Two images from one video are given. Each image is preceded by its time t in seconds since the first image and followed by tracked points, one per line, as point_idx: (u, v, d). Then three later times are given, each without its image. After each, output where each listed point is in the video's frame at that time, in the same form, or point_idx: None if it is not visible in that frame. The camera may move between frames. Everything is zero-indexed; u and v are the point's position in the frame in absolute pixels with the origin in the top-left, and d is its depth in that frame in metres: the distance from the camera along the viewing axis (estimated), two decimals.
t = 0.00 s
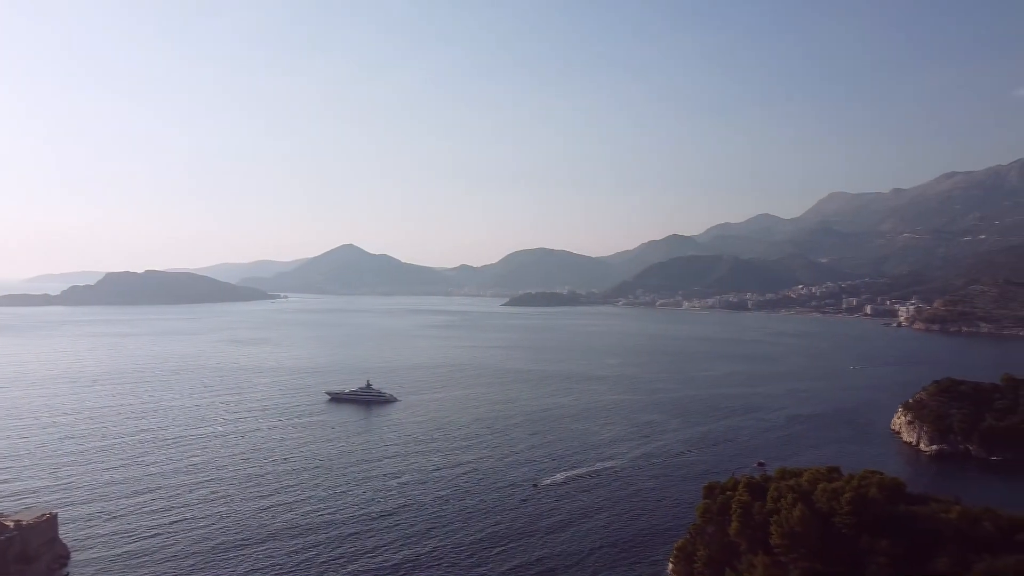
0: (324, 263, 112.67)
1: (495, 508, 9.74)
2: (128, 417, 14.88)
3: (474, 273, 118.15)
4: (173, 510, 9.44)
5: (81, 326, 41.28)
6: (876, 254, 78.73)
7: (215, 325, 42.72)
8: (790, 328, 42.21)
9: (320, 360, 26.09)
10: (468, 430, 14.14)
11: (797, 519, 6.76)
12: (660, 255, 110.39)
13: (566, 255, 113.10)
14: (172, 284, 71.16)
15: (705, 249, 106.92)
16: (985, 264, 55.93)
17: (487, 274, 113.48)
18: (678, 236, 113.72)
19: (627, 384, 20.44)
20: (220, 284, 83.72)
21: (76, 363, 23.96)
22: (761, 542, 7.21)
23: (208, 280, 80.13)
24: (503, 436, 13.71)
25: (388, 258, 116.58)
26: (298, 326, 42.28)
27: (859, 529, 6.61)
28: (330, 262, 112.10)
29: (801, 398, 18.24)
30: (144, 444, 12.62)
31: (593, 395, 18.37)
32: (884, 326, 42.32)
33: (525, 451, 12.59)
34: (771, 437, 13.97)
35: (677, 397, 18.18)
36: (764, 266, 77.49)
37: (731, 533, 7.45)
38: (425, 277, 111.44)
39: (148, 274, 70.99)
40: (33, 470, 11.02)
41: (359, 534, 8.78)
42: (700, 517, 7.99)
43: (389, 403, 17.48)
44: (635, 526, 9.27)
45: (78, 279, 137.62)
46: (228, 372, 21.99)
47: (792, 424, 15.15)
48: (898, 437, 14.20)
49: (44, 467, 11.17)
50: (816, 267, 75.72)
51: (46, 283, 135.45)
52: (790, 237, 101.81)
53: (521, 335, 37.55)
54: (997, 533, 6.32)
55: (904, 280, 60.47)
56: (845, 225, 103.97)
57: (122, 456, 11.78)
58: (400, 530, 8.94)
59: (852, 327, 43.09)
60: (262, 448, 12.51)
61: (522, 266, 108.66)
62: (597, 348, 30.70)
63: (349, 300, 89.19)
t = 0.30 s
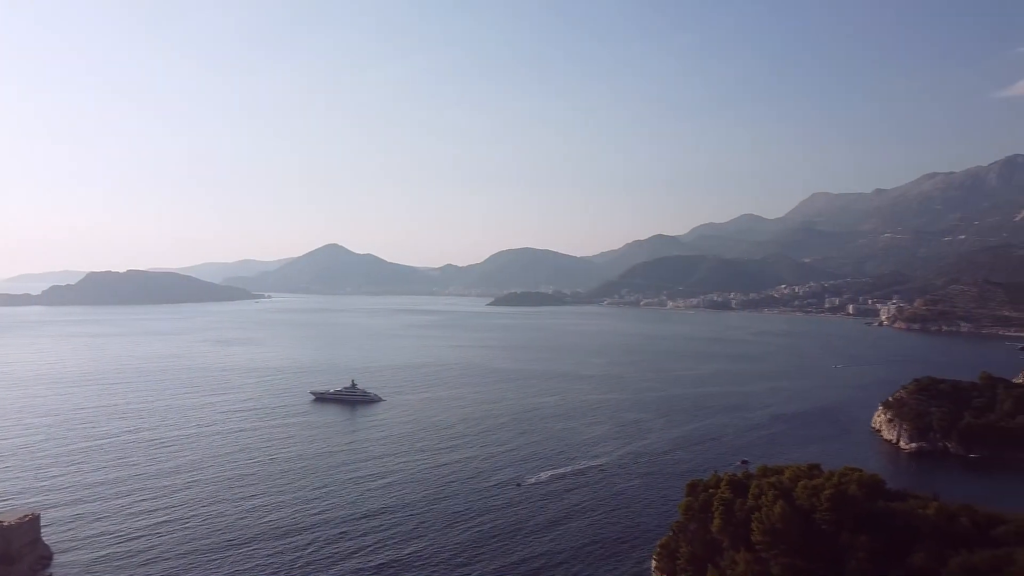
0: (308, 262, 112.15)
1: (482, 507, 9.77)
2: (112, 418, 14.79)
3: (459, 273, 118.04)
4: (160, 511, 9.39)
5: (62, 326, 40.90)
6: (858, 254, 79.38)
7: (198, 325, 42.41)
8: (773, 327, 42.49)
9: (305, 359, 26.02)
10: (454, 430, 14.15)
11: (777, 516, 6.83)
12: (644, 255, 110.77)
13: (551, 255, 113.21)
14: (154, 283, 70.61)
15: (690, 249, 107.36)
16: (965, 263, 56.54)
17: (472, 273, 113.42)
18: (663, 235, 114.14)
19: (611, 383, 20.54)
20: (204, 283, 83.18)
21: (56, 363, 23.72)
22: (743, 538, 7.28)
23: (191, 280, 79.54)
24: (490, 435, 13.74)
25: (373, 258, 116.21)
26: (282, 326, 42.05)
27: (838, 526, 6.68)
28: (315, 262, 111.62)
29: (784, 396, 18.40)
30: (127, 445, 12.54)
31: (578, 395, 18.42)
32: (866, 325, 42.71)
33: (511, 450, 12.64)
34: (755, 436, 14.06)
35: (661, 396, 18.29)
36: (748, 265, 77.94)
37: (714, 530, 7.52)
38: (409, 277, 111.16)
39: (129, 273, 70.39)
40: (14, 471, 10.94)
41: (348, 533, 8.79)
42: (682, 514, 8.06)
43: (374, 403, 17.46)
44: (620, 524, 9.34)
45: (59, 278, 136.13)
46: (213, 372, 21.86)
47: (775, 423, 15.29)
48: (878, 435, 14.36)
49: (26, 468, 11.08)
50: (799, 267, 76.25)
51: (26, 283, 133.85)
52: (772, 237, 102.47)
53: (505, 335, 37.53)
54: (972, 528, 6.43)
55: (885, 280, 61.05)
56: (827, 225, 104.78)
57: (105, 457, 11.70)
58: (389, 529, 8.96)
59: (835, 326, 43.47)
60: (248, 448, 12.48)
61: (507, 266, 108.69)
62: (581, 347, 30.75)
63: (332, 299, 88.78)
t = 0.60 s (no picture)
0: (292, 262, 111.65)
1: (468, 506, 9.81)
2: (95, 418, 14.70)
3: (444, 273, 117.85)
4: (144, 512, 9.35)
5: (43, 326, 40.50)
6: (841, 254, 80.00)
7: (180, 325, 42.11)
8: (756, 326, 42.76)
9: (289, 359, 25.93)
10: (439, 430, 14.15)
11: (759, 513, 6.91)
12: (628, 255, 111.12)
13: (536, 254, 113.29)
14: (136, 282, 70.07)
15: (674, 249, 107.80)
16: (945, 262, 57.14)
17: (457, 273, 113.35)
18: (647, 234, 114.53)
19: (596, 382, 20.61)
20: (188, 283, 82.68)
21: (38, 364, 23.49)
22: (725, 535, 7.34)
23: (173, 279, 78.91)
24: (475, 435, 13.77)
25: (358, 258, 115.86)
26: (266, 326, 41.86)
27: (819, 522, 6.77)
28: (299, 261, 111.10)
29: (767, 395, 18.55)
30: (110, 446, 12.45)
31: (563, 394, 18.48)
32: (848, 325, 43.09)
33: (496, 449, 12.67)
34: (739, 435, 14.16)
35: (646, 395, 18.39)
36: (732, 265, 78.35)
37: (696, 528, 7.58)
38: (395, 277, 110.91)
39: (111, 271, 69.79)
40: None
41: (334, 533, 8.79)
42: (666, 512, 8.12)
43: (360, 402, 17.43)
44: (605, 522, 9.40)
45: (40, 277, 134.71)
46: (196, 372, 21.76)
47: (759, 421, 15.41)
48: (860, 433, 14.48)
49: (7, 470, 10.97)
50: (783, 267, 76.77)
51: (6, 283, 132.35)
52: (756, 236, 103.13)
53: (491, 334, 37.55)
54: (950, 524, 6.54)
55: (867, 279, 61.59)
56: (810, 225, 105.58)
57: (88, 458, 11.60)
58: (375, 529, 8.96)
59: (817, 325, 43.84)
60: (233, 449, 12.43)
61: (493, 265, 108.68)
62: (566, 347, 30.83)
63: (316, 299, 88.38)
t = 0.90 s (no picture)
0: (276, 261, 111.03)
1: (455, 505, 9.84)
2: (77, 419, 14.59)
3: (429, 272, 117.63)
4: (127, 513, 9.30)
5: (25, 326, 40.12)
6: (824, 253, 80.58)
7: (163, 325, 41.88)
8: (740, 325, 43.04)
9: (272, 359, 25.79)
10: (423, 429, 14.15)
11: (740, 510, 6.99)
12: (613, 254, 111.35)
13: (521, 254, 113.29)
14: (118, 281, 69.51)
15: (658, 249, 108.15)
16: (926, 262, 57.69)
17: (442, 273, 113.20)
18: (632, 234, 114.83)
19: (580, 381, 20.72)
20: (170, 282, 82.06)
21: (18, 364, 23.28)
22: (708, 532, 7.40)
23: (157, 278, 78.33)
24: (461, 434, 13.79)
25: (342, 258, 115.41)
26: (250, 325, 41.67)
27: (799, 517, 6.87)
28: (283, 260, 110.52)
29: (749, 393, 18.71)
30: (92, 447, 12.36)
31: (547, 393, 18.51)
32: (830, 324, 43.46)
33: (482, 448, 12.70)
34: (722, 433, 14.25)
35: (630, 394, 18.50)
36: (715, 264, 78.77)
37: (680, 525, 7.63)
38: (379, 276, 110.61)
39: (93, 270, 69.17)
40: None
41: (320, 533, 8.79)
42: (649, 510, 8.18)
43: (344, 401, 17.41)
44: (591, 519, 9.49)
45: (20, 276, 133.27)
46: (179, 372, 21.60)
47: (741, 419, 15.56)
48: (841, 430, 14.62)
49: None
50: (766, 267, 77.24)
51: None
52: (739, 236, 103.71)
53: (476, 334, 37.57)
54: (927, 520, 6.66)
55: (850, 279, 62.12)
56: (793, 225, 106.33)
57: (70, 460, 11.49)
58: (361, 528, 8.96)
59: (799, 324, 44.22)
60: (217, 449, 12.37)
61: (478, 265, 108.61)
62: (550, 346, 30.91)
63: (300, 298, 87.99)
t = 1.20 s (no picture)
0: (259, 260, 110.37)
1: (443, 504, 9.85)
2: (59, 420, 14.46)
3: (413, 272, 117.36)
4: (112, 515, 9.23)
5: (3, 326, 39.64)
6: (807, 252, 81.16)
7: (146, 324, 41.54)
8: (723, 325, 43.29)
9: (256, 359, 25.67)
10: (409, 429, 14.16)
11: (723, 506, 7.05)
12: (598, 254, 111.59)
13: (506, 253, 113.24)
14: (97, 281, 68.79)
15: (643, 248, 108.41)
16: (907, 261, 58.23)
17: (427, 272, 112.95)
18: (616, 233, 115.10)
19: (565, 380, 20.77)
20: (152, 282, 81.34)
21: None
22: (690, 529, 7.46)
23: (139, 278, 77.63)
24: (446, 433, 13.80)
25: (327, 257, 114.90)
26: (233, 325, 41.42)
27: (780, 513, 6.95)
28: (266, 260, 109.92)
29: (732, 392, 18.85)
30: (75, 448, 12.24)
31: (532, 393, 18.56)
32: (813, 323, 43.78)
33: (467, 448, 12.71)
34: (706, 431, 14.34)
35: (614, 393, 18.59)
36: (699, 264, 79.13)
37: (662, 522, 7.69)
38: (363, 275, 110.20)
39: (72, 270, 68.41)
40: None
41: (307, 533, 8.76)
42: (632, 507, 8.23)
43: (327, 401, 17.36)
44: (576, 517, 9.55)
45: None
46: (160, 372, 21.45)
47: (723, 417, 15.68)
48: (823, 428, 14.75)
49: None
50: (750, 266, 77.72)
51: None
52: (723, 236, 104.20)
53: (461, 333, 37.56)
54: (905, 516, 6.77)
55: (832, 279, 62.63)
56: (776, 225, 107.02)
57: (52, 461, 11.38)
58: (342, 527, 8.97)
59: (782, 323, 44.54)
60: (202, 449, 12.32)
61: (463, 264, 108.47)
62: (534, 345, 30.92)
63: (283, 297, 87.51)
